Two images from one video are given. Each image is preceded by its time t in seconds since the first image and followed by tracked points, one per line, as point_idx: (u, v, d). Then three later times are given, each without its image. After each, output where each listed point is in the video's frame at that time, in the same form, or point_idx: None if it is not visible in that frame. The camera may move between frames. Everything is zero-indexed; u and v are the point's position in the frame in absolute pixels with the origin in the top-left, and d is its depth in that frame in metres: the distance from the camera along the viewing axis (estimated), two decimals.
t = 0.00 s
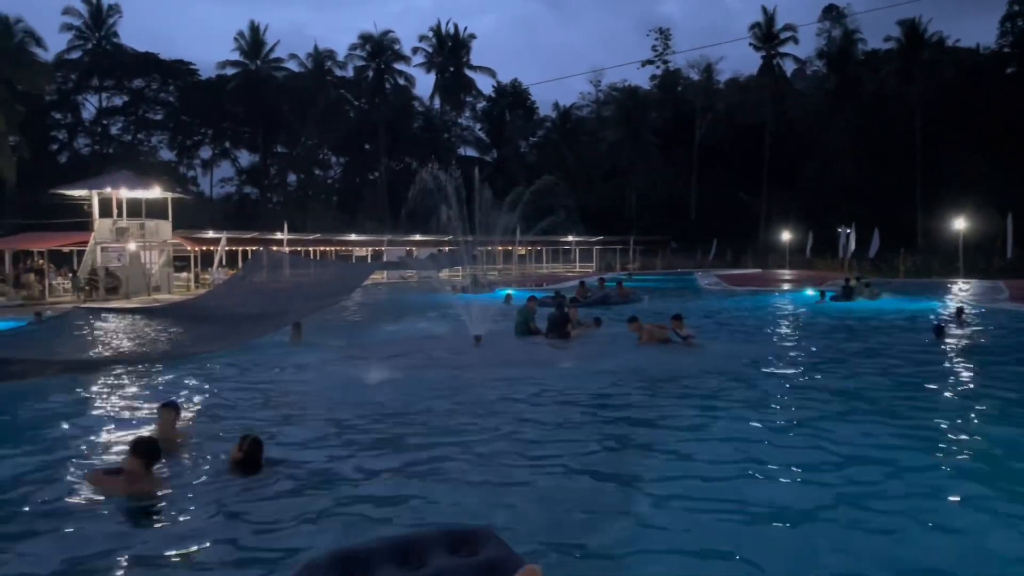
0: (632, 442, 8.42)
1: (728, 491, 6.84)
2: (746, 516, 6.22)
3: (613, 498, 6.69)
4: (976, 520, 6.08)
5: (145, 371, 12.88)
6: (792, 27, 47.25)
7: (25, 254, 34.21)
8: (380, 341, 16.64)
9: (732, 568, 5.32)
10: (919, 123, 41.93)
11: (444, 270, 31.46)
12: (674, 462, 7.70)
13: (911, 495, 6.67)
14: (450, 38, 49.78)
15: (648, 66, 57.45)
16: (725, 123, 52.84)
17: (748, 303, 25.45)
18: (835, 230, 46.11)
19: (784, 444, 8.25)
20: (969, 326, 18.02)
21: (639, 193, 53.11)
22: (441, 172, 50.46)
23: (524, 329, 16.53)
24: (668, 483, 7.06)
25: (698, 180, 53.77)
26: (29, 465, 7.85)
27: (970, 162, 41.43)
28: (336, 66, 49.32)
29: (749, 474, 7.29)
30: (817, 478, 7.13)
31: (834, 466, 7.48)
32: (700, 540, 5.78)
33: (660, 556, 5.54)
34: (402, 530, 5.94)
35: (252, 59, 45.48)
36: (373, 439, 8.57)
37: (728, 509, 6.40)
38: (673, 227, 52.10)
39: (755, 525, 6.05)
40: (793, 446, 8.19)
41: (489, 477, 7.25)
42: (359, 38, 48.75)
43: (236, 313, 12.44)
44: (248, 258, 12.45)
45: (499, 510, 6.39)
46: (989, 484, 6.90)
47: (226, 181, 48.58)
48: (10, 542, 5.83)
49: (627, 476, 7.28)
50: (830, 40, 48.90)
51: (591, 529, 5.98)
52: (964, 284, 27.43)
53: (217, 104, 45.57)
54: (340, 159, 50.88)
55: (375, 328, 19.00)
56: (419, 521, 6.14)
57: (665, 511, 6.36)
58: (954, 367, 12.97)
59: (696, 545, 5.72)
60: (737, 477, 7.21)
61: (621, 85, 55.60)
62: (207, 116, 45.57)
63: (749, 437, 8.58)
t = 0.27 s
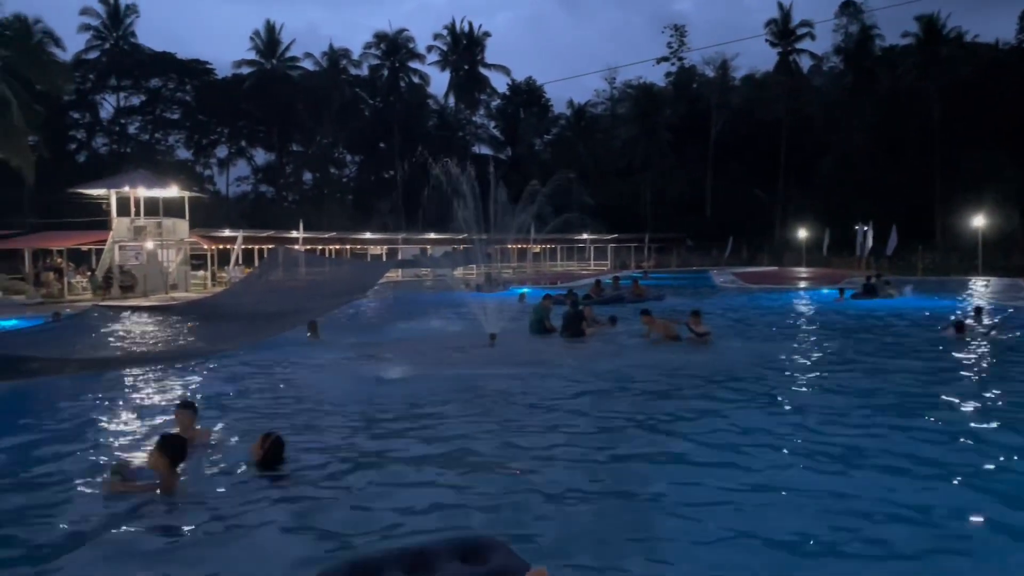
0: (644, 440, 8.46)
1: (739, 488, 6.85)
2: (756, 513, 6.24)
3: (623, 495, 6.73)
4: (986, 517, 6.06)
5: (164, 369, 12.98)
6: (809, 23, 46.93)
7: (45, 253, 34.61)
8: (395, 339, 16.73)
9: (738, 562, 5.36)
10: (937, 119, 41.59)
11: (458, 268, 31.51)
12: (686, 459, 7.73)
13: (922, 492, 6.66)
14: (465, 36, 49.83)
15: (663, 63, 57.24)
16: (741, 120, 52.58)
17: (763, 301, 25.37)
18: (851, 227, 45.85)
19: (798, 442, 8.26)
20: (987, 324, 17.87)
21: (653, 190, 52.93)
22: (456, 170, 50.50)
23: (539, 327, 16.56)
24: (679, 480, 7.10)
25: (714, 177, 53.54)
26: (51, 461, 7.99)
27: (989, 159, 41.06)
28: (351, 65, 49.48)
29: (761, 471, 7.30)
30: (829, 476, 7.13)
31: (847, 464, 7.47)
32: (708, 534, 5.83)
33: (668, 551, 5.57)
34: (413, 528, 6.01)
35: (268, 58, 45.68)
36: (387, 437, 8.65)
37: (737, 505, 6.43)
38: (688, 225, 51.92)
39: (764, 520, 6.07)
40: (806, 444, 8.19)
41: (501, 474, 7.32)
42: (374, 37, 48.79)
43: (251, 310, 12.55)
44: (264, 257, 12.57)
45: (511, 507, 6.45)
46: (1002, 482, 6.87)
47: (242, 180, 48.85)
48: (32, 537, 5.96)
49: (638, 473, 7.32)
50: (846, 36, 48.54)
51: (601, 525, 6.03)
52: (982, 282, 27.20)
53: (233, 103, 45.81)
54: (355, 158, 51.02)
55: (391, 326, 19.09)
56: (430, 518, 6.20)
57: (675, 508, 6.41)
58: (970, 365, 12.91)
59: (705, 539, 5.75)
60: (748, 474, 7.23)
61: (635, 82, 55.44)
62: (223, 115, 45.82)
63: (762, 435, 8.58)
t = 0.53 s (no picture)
0: (661, 441, 8.36)
1: (757, 490, 6.75)
2: (774, 516, 6.14)
3: (640, 497, 6.63)
4: (1009, 519, 5.94)
5: (179, 366, 12.97)
6: (825, 19, 46.54)
7: (64, 251, 34.88)
8: (409, 337, 16.69)
9: (756, 569, 5.26)
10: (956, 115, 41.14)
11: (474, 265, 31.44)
12: (703, 460, 7.62)
13: (945, 495, 6.51)
14: (479, 34, 49.78)
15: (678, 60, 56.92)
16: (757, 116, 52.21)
17: (780, 298, 25.18)
18: (869, 224, 45.55)
19: (818, 441, 8.11)
20: (1009, 321, 17.63)
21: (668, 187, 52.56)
22: (471, 167, 50.46)
23: (554, 324, 16.50)
24: (694, 481, 7.02)
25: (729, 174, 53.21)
26: (66, 459, 7.99)
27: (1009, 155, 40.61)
28: (365, 63, 49.52)
29: (780, 472, 7.18)
30: (849, 477, 6.99)
31: (868, 465, 7.33)
32: (725, 539, 5.73)
33: (684, 557, 5.48)
34: (427, 533, 5.94)
35: (283, 57, 45.81)
36: (402, 436, 8.60)
37: (752, 506, 6.36)
38: (702, 222, 51.65)
39: (782, 525, 5.96)
40: (826, 444, 8.05)
41: (515, 476, 7.24)
42: (388, 35, 48.86)
43: (265, 308, 12.57)
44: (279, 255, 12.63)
45: (525, 510, 6.37)
46: None
47: (257, 178, 49.03)
48: (46, 539, 5.94)
49: (654, 474, 7.22)
50: (863, 31, 48.09)
51: (616, 529, 5.94)
52: (1003, 279, 26.88)
53: (249, 101, 45.97)
54: (369, 156, 51.05)
55: (405, 324, 19.09)
56: (444, 523, 6.13)
57: (692, 511, 6.30)
58: (990, 363, 12.74)
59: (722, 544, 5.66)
60: (767, 475, 7.11)
61: (650, 79, 55.21)
62: (238, 115, 46.03)
63: (781, 435, 8.45)
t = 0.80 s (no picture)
0: (675, 438, 8.39)
1: (771, 489, 6.79)
2: (788, 517, 6.18)
3: (653, 497, 6.68)
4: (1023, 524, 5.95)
5: (196, 362, 13.11)
6: (842, 14, 46.23)
7: (82, 248, 35.24)
8: (424, 333, 16.79)
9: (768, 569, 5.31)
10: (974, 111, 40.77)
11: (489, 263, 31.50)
12: (718, 459, 7.65)
13: (962, 500, 6.48)
14: (493, 31, 49.81)
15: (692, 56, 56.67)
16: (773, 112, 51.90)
17: (796, 295, 25.09)
18: (886, 221, 45.27)
19: (834, 442, 8.13)
20: None
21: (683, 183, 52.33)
22: (486, 165, 50.47)
23: (569, 321, 16.54)
24: (707, 480, 7.07)
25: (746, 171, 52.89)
26: (86, 454, 8.12)
27: None
28: (379, 61, 49.64)
29: (794, 472, 7.21)
30: (864, 478, 7.01)
31: (883, 466, 7.34)
32: (738, 539, 5.78)
33: (697, 556, 5.54)
34: (443, 531, 6.01)
35: (298, 55, 46.04)
36: (417, 433, 8.69)
37: (766, 507, 6.40)
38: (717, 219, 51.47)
39: (797, 526, 6.00)
40: (843, 444, 8.06)
41: (529, 474, 7.30)
42: (402, 33, 48.98)
43: (282, 304, 12.70)
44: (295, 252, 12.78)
45: (540, 509, 6.43)
46: None
47: (273, 176, 49.29)
48: (70, 532, 6.07)
49: (668, 474, 7.27)
50: (881, 26, 47.72)
51: (629, 529, 6.00)
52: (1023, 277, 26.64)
53: (264, 100, 46.21)
54: (384, 153, 51.13)
55: (422, 321, 19.19)
56: (458, 521, 6.20)
57: (707, 513, 6.31)
58: (1009, 362, 12.66)
59: (735, 544, 5.71)
60: (783, 475, 7.14)
61: (665, 75, 55.04)
62: (254, 113, 46.28)
63: (797, 435, 8.43)
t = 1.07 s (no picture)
0: (692, 436, 8.31)
1: (791, 488, 6.69)
2: (809, 515, 6.09)
3: (671, 495, 6.61)
4: None
5: (213, 358, 13.21)
6: (860, 8, 45.84)
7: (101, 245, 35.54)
8: (439, 330, 16.78)
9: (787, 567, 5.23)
10: (994, 106, 40.34)
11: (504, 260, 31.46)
12: (737, 457, 7.56)
13: (981, 499, 6.38)
14: (509, 27, 49.78)
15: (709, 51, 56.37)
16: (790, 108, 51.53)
17: (813, 292, 24.90)
18: (905, 217, 44.91)
19: (856, 442, 8.00)
20: None
21: (699, 179, 52.04)
22: (502, 162, 50.41)
23: (584, 318, 16.49)
24: (722, 477, 7.01)
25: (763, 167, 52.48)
26: (102, 451, 8.14)
27: None
28: (395, 58, 49.70)
29: (816, 472, 7.10)
30: (886, 478, 6.91)
31: (905, 467, 7.23)
32: (757, 538, 5.69)
33: (715, 553, 5.47)
34: (460, 528, 5.97)
35: (314, 52, 46.23)
36: (432, 430, 8.66)
37: (781, 504, 6.34)
38: (733, 216, 51.26)
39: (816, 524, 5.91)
40: (864, 443, 7.94)
41: (544, 471, 7.28)
42: (418, 30, 49.00)
43: (298, 301, 12.75)
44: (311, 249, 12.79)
45: (556, 507, 6.37)
46: None
47: (290, 173, 49.49)
48: (85, 525, 6.11)
49: (687, 472, 7.18)
50: (899, 21, 47.28)
51: (645, 525, 5.97)
52: None
53: (280, 97, 46.39)
54: (399, 151, 51.13)
55: (437, 318, 19.19)
56: (475, 518, 6.16)
57: (720, 510, 6.26)
58: None
59: (754, 542, 5.63)
60: (803, 474, 7.03)
61: (681, 71, 54.82)
62: (271, 110, 46.45)
63: (813, 434, 8.35)
